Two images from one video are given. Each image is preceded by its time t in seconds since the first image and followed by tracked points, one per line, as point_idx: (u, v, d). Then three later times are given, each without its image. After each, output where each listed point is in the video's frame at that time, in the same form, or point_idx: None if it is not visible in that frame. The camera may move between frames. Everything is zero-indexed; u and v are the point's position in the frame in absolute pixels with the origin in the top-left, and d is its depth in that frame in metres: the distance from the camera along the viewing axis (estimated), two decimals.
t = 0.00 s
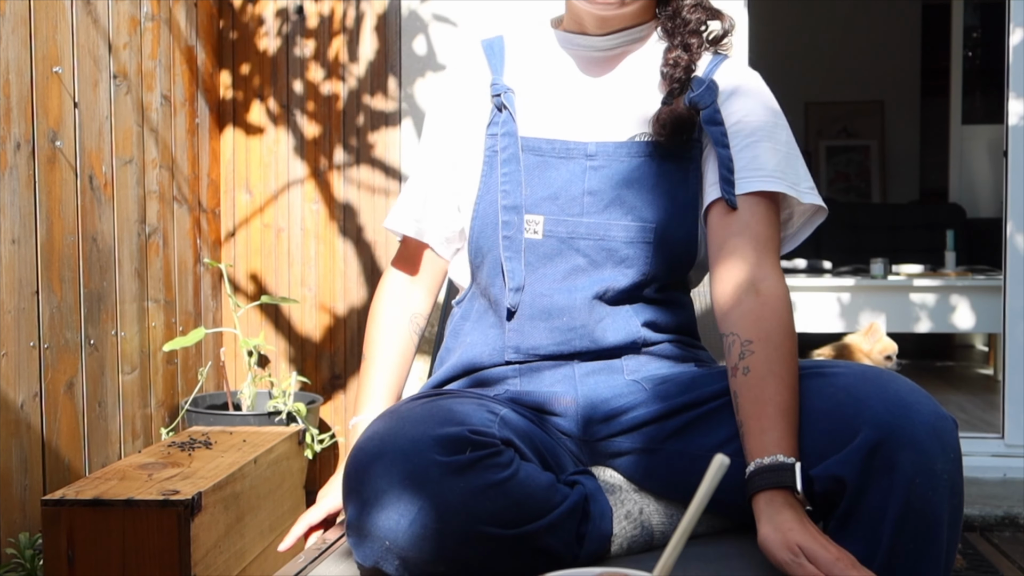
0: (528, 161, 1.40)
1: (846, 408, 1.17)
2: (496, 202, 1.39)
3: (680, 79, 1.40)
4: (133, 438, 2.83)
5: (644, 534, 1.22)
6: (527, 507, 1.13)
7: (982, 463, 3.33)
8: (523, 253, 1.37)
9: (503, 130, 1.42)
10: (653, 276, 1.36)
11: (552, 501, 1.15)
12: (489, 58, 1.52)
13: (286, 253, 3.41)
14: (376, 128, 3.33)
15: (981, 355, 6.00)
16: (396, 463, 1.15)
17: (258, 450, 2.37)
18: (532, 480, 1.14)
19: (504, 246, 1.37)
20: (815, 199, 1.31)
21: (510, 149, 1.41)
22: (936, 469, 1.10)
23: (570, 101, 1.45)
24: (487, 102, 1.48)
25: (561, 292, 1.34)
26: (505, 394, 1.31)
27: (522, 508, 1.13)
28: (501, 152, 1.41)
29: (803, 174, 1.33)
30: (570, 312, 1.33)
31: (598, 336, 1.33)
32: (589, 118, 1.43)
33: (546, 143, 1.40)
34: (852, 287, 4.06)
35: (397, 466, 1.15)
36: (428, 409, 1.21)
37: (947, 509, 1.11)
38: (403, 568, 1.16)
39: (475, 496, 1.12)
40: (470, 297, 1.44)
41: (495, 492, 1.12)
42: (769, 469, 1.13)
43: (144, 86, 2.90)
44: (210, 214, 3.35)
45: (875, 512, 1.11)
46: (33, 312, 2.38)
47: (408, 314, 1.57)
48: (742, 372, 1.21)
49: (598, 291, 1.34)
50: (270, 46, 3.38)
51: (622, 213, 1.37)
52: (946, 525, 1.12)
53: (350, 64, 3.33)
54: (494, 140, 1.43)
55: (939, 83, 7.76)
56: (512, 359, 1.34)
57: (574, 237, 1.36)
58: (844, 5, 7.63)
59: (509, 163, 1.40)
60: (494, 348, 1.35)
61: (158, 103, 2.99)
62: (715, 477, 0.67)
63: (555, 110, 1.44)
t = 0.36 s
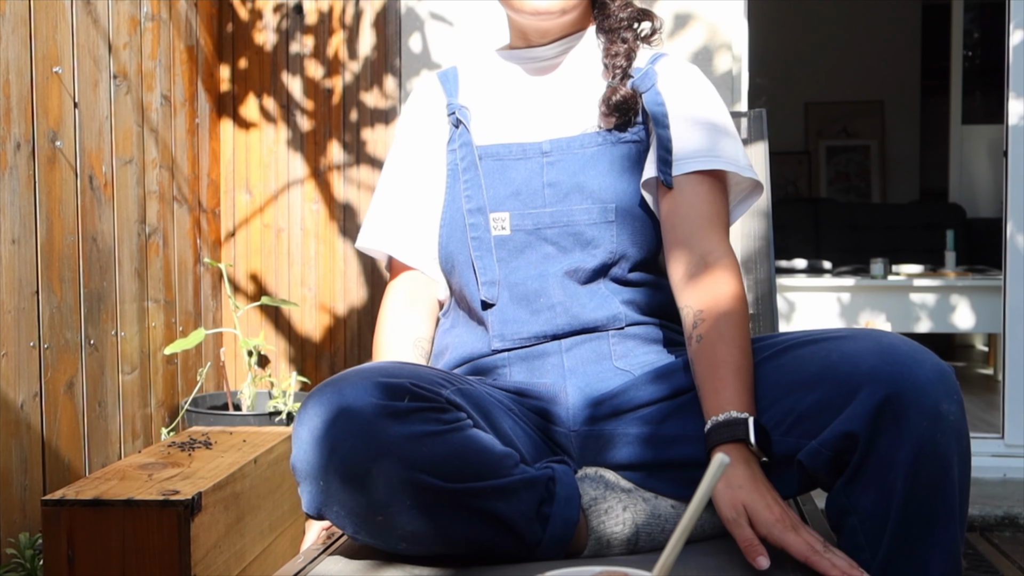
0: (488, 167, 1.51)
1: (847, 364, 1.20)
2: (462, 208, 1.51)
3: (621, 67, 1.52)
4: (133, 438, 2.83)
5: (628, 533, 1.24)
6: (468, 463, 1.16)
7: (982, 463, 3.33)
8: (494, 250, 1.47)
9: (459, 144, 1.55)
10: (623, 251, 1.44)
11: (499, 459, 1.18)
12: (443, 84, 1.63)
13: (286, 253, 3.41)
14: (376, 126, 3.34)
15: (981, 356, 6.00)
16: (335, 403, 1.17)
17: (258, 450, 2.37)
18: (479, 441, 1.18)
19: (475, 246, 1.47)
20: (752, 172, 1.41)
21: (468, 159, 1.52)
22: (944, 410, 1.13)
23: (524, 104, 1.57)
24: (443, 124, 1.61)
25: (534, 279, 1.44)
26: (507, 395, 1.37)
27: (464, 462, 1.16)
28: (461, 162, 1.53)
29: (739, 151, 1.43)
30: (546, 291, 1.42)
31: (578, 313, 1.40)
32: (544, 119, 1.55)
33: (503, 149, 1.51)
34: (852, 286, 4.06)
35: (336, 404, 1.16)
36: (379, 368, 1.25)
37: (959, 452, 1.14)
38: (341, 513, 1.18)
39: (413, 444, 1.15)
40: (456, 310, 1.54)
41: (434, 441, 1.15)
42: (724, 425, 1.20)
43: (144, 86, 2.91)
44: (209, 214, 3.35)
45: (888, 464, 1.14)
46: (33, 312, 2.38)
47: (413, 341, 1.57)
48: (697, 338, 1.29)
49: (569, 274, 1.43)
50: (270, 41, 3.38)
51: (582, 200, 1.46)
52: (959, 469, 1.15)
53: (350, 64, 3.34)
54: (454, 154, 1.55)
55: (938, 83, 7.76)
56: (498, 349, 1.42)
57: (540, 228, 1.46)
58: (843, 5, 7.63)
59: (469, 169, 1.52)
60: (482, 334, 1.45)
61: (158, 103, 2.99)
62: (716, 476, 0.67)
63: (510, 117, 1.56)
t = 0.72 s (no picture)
0: (470, 188, 1.57)
1: (801, 261, 1.21)
2: (446, 230, 1.56)
3: (588, 82, 1.57)
4: (133, 438, 2.83)
5: (622, 541, 1.20)
6: (437, 513, 1.19)
7: (981, 463, 3.34)
8: (481, 266, 1.52)
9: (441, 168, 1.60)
10: (607, 258, 1.47)
11: (476, 492, 1.19)
12: (422, 115, 1.69)
13: (287, 253, 3.41)
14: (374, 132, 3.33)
15: (981, 356, 6.00)
16: (304, 455, 1.21)
17: (257, 450, 2.36)
18: (451, 482, 1.19)
19: (462, 265, 1.52)
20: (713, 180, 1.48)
21: (448, 182, 1.58)
22: (889, 269, 1.13)
23: (501, 126, 1.62)
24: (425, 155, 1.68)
25: (521, 288, 1.48)
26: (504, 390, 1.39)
27: (437, 512, 1.19)
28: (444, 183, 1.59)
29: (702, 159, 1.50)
30: (535, 297, 1.46)
31: (571, 313, 1.44)
32: (519, 136, 1.60)
33: (482, 170, 1.56)
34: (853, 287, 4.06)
35: (305, 455, 1.21)
36: (363, 407, 1.28)
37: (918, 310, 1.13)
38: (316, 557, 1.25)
39: (379, 497, 1.19)
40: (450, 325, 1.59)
41: (402, 495, 1.19)
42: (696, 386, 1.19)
43: (144, 86, 2.90)
44: (210, 214, 3.35)
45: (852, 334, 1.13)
46: (33, 312, 2.38)
47: (408, 356, 1.66)
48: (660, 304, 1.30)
49: (558, 281, 1.47)
50: (271, 48, 3.38)
51: (562, 211, 1.49)
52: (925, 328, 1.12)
53: (351, 67, 3.33)
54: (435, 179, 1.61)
55: (938, 83, 7.77)
56: (495, 349, 1.46)
57: (524, 242, 1.49)
58: (844, 5, 7.62)
59: (451, 191, 1.58)
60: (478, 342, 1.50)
61: (158, 103, 2.99)
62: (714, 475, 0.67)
63: (486, 140, 1.61)
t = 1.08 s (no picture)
0: (493, 192, 1.58)
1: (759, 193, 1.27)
2: (467, 233, 1.58)
3: (615, 94, 1.58)
4: (133, 438, 2.83)
5: (622, 544, 1.20)
6: (439, 530, 1.18)
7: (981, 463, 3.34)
8: (502, 270, 1.52)
9: (464, 172, 1.62)
10: (628, 269, 1.47)
11: (480, 506, 1.19)
12: (450, 117, 1.70)
13: (286, 253, 3.41)
14: (377, 132, 3.34)
15: (981, 355, 6.00)
16: (309, 473, 1.20)
17: (257, 450, 2.36)
18: (457, 500, 1.18)
19: (482, 267, 1.53)
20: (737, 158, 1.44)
21: (471, 185, 1.60)
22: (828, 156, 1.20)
23: (528, 136, 1.63)
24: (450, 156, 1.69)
25: (541, 292, 1.49)
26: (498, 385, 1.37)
27: (437, 529, 1.18)
28: (468, 185, 1.60)
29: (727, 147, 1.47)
30: (553, 301, 1.47)
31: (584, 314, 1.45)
32: (544, 145, 1.62)
33: (505, 174, 1.58)
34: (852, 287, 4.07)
35: (310, 474, 1.20)
36: (368, 421, 1.26)
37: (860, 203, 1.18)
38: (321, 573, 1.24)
39: (385, 517, 1.18)
40: (461, 323, 1.59)
41: (406, 514, 1.18)
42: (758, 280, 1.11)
43: (144, 86, 2.90)
44: (210, 214, 3.35)
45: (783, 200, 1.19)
46: (33, 312, 2.38)
47: (414, 353, 1.68)
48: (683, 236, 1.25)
49: (575, 285, 1.48)
50: (271, 49, 3.38)
51: (585, 219, 1.50)
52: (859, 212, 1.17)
53: (352, 68, 3.33)
54: (460, 182, 1.62)
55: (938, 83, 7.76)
56: (503, 341, 1.48)
57: (545, 248, 1.50)
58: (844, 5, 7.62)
59: (473, 194, 1.59)
60: (489, 337, 1.50)
61: (158, 103, 2.99)
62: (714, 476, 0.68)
63: (512, 146, 1.63)
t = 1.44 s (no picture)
0: (528, 180, 1.58)
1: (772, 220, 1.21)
2: (500, 221, 1.57)
3: (656, 100, 1.60)
4: (133, 438, 2.83)
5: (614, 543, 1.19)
6: (428, 486, 1.19)
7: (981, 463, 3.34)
8: (533, 261, 1.52)
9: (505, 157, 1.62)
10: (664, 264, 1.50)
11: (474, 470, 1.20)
12: (487, 105, 1.71)
13: (286, 253, 3.41)
14: (376, 130, 3.34)
15: (981, 356, 6.00)
16: (304, 416, 1.19)
17: (258, 450, 2.36)
18: (451, 459, 1.20)
19: (512, 258, 1.53)
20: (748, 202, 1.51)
21: (506, 171, 1.60)
22: (838, 208, 1.16)
23: (564, 127, 1.65)
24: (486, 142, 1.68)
25: (574, 284, 1.49)
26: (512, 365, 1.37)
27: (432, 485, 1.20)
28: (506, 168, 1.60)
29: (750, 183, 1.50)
30: (581, 294, 1.47)
31: (607, 316, 1.44)
32: (582, 137, 1.63)
33: (544, 161, 1.58)
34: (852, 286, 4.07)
35: (305, 417, 1.19)
36: (368, 373, 1.25)
37: (847, 273, 1.12)
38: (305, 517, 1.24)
39: (373, 464, 1.18)
40: (483, 313, 1.59)
41: (395, 464, 1.18)
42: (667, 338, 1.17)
43: (144, 86, 2.90)
44: (210, 214, 3.35)
45: (763, 238, 1.19)
46: (33, 312, 2.38)
47: (426, 350, 1.66)
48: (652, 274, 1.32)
49: (606, 284, 1.48)
50: (272, 48, 3.38)
51: (623, 212, 1.52)
52: (830, 284, 1.12)
53: (352, 68, 3.34)
54: (494, 170, 1.63)
55: (938, 83, 7.77)
56: (522, 335, 1.48)
57: (583, 239, 1.51)
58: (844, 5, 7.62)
59: (509, 182, 1.59)
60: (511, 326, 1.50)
61: (158, 103, 2.99)
62: (716, 474, 0.66)
63: (550, 136, 1.64)
